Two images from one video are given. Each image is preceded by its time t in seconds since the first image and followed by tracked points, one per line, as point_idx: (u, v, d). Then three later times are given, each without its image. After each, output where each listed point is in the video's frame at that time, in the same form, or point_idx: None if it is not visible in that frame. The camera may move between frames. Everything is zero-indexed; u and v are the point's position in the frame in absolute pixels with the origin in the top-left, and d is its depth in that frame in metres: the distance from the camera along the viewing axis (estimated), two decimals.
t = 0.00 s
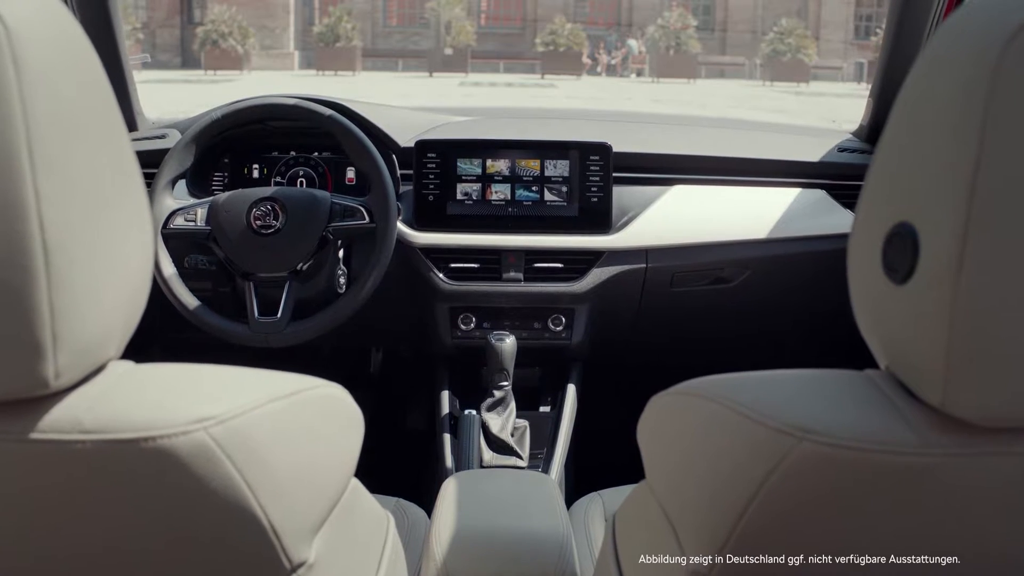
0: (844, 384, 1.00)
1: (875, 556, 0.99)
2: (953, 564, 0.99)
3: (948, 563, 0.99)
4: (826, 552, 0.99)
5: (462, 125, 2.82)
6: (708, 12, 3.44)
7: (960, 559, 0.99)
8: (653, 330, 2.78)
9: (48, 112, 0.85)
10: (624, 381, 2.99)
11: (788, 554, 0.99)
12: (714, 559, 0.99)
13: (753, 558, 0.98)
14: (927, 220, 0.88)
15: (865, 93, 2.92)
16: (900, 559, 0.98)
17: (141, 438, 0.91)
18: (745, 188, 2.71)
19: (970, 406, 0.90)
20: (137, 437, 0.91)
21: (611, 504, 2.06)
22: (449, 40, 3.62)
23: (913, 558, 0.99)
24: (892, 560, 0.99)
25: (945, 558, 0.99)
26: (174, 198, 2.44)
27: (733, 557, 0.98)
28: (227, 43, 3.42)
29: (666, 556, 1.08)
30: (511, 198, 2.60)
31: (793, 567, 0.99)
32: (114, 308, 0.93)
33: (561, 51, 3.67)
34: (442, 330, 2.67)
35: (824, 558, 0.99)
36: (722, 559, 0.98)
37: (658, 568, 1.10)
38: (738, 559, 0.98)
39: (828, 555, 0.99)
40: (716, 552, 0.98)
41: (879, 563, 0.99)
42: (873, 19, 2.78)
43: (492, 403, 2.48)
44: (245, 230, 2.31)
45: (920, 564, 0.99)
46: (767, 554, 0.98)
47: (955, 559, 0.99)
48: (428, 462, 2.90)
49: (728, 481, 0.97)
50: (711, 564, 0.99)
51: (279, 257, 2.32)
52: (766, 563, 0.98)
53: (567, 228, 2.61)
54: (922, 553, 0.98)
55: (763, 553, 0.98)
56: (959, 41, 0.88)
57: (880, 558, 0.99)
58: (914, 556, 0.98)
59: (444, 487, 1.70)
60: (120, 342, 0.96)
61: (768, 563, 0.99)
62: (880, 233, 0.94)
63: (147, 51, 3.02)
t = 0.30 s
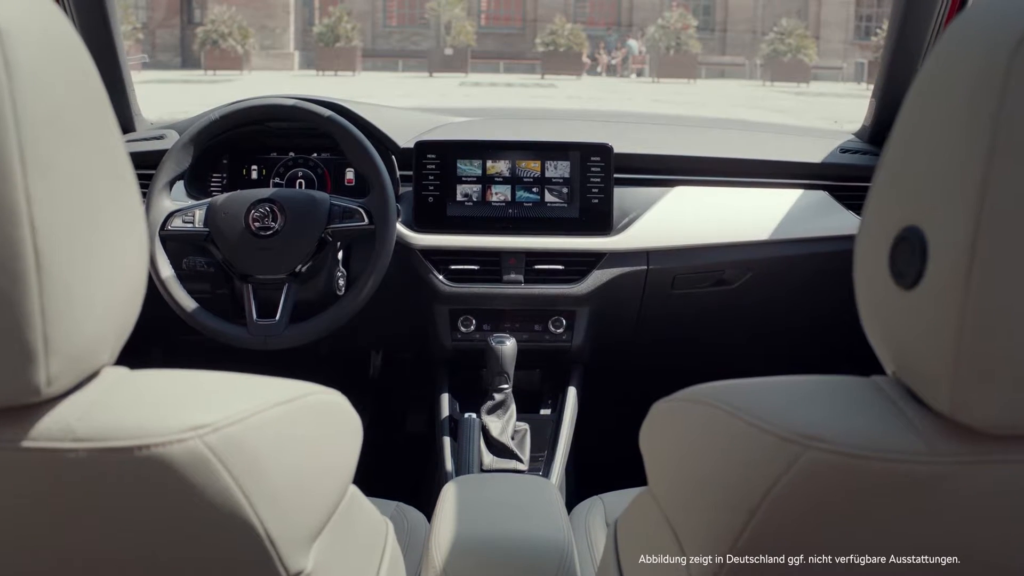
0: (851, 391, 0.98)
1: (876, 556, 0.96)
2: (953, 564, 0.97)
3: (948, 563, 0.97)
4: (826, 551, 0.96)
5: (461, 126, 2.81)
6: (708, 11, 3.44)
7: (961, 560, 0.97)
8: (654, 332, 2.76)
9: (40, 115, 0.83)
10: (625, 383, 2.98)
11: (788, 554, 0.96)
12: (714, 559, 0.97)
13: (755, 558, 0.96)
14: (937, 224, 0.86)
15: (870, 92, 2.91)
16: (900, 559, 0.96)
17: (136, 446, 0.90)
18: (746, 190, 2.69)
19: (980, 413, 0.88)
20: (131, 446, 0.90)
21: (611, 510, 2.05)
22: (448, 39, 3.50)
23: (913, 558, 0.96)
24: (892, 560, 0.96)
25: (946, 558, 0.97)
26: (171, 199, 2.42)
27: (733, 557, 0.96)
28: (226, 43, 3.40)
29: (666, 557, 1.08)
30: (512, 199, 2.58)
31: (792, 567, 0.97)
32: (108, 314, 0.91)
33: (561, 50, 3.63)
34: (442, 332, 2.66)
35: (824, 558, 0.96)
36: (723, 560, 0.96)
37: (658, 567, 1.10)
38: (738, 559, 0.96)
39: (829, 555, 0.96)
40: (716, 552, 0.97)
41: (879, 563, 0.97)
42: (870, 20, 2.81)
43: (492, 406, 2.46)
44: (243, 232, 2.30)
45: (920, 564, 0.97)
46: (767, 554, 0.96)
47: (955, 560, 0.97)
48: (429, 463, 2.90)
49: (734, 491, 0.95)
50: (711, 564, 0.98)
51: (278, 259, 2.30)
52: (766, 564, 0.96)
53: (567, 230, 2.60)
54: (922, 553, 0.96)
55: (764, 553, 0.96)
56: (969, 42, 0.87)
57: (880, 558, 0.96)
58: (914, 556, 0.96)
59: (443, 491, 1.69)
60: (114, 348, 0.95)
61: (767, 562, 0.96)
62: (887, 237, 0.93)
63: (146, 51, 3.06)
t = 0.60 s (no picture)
0: (858, 397, 0.97)
1: (876, 556, 0.95)
2: (953, 564, 0.95)
3: (948, 564, 0.95)
4: (825, 552, 0.94)
5: (461, 127, 2.80)
6: (709, 12, 3.32)
7: (961, 560, 0.95)
8: (655, 333, 2.74)
9: (33, 117, 0.82)
10: (625, 385, 2.96)
11: (787, 554, 0.94)
12: (713, 559, 0.97)
13: (755, 558, 0.94)
14: (945, 228, 0.85)
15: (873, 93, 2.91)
16: (900, 559, 0.95)
17: (129, 453, 0.88)
18: (748, 191, 2.68)
19: (988, 420, 0.87)
20: (125, 453, 0.88)
21: (613, 514, 2.04)
22: (448, 39, 3.49)
23: (913, 558, 0.95)
24: (892, 560, 0.95)
25: (946, 559, 0.95)
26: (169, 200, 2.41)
27: (732, 557, 0.94)
28: (226, 43, 3.38)
29: (665, 556, 1.08)
30: (512, 201, 2.57)
31: (792, 567, 0.95)
32: (103, 318, 0.90)
33: (561, 51, 3.46)
34: (442, 334, 2.65)
35: (824, 558, 0.94)
36: (722, 559, 0.95)
37: (659, 568, 1.09)
38: (739, 559, 0.94)
39: (829, 555, 0.94)
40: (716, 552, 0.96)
41: (879, 564, 0.95)
42: (870, 21, 2.81)
43: (492, 409, 2.45)
44: (242, 233, 2.28)
45: (920, 564, 0.95)
46: (768, 554, 0.94)
47: (955, 559, 0.95)
48: (429, 465, 2.89)
49: (739, 498, 0.94)
50: (710, 564, 0.97)
51: (277, 261, 2.28)
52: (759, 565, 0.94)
53: (568, 231, 2.58)
54: (922, 553, 0.94)
55: (763, 553, 0.94)
56: (980, 41, 0.85)
57: (880, 558, 0.95)
58: (915, 556, 0.94)
59: (443, 496, 1.67)
60: (109, 353, 0.94)
61: (767, 562, 0.94)
62: (893, 241, 0.92)
63: (146, 52, 3.06)
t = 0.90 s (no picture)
0: (865, 405, 0.95)
1: (876, 556, 0.92)
2: (953, 564, 0.92)
3: (948, 563, 0.92)
4: (825, 552, 0.91)
5: (462, 128, 2.78)
6: (708, 12, 3.36)
7: (960, 559, 0.92)
8: (657, 335, 2.73)
9: (25, 120, 0.80)
10: (626, 387, 2.95)
11: (787, 554, 0.91)
12: (713, 559, 0.96)
13: (753, 558, 0.92)
14: (955, 232, 0.83)
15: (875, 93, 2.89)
16: (900, 559, 0.92)
17: (122, 463, 0.86)
18: (751, 192, 2.65)
19: (999, 427, 0.85)
20: (117, 462, 0.86)
21: (614, 518, 2.02)
22: (449, 39, 3.46)
23: (913, 558, 0.92)
24: (892, 560, 0.92)
25: (945, 558, 0.92)
26: (167, 201, 2.39)
27: (732, 557, 0.93)
28: (226, 43, 3.35)
29: (665, 557, 1.07)
30: (512, 202, 2.55)
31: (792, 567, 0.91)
32: (96, 324, 0.88)
33: (561, 51, 3.43)
34: (442, 337, 2.63)
35: (824, 558, 0.91)
36: (722, 560, 0.94)
37: (658, 568, 1.09)
38: (737, 560, 0.93)
39: (828, 555, 0.91)
40: (716, 552, 0.95)
41: (879, 564, 0.92)
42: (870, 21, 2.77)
43: (492, 413, 2.44)
44: (241, 234, 2.26)
45: (920, 564, 0.92)
46: (768, 553, 0.91)
47: (954, 559, 0.92)
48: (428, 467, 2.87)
49: (744, 507, 0.92)
50: (711, 564, 0.96)
51: (276, 263, 2.26)
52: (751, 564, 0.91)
53: (569, 232, 2.56)
54: (922, 553, 0.91)
55: (762, 553, 0.91)
56: (989, 42, 0.84)
57: (880, 557, 0.92)
58: (915, 556, 0.92)
59: (443, 503, 1.65)
60: (101, 360, 0.92)
61: (765, 562, 0.91)
62: (902, 247, 0.90)
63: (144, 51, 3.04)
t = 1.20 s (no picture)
0: (872, 412, 0.93)
1: (875, 556, 0.89)
2: (953, 564, 0.89)
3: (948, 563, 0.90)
4: (826, 552, 0.89)
5: (462, 129, 2.77)
6: (708, 12, 3.29)
7: (961, 559, 0.89)
8: (658, 337, 2.71)
9: (13, 119, 0.78)
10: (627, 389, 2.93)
11: (788, 554, 0.89)
12: (713, 559, 0.96)
13: (752, 557, 0.91)
14: (965, 236, 0.82)
15: (878, 94, 2.88)
16: (900, 559, 0.89)
17: (117, 471, 0.85)
18: (753, 194, 2.64)
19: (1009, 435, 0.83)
20: (111, 471, 0.85)
21: (615, 522, 2.01)
22: (449, 40, 3.33)
23: (913, 558, 0.89)
24: (892, 560, 0.89)
25: (945, 558, 0.89)
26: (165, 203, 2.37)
27: (732, 557, 0.92)
28: (226, 43, 3.35)
29: (665, 556, 1.07)
30: (513, 204, 2.53)
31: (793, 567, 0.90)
32: (89, 328, 0.86)
33: (562, 51, 3.41)
34: (442, 339, 2.61)
35: (824, 558, 0.89)
36: (722, 560, 0.94)
37: (659, 568, 1.08)
38: (738, 559, 0.92)
39: (829, 555, 0.89)
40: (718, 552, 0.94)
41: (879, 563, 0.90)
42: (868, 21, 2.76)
43: (492, 415, 2.43)
44: (239, 236, 2.24)
45: (920, 564, 0.89)
46: (767, 554, 0.89)
47: (955, 559, 0.89)
48: (429, 469, 2.86)
49: (749, 515, 0.91)
50: (711, 564, 0.96)
51: (275, 265, 2.25)
52: (749, 564, 0.91)
53: (570, 234, 2.54)
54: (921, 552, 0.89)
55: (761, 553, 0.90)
56: (998, 45, 0.82)
57: (880, 557, 0.89)
58: (915, 556, 0.89)
59: (443, 508, 1.64)
60: (95, 366, 0.90)
61: (764, 561, 0.90)
62: (910, 251, 0.88)
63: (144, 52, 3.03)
